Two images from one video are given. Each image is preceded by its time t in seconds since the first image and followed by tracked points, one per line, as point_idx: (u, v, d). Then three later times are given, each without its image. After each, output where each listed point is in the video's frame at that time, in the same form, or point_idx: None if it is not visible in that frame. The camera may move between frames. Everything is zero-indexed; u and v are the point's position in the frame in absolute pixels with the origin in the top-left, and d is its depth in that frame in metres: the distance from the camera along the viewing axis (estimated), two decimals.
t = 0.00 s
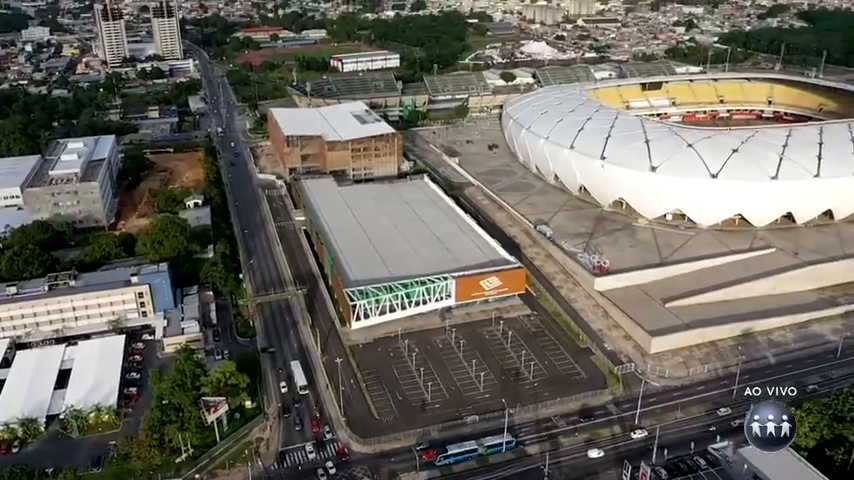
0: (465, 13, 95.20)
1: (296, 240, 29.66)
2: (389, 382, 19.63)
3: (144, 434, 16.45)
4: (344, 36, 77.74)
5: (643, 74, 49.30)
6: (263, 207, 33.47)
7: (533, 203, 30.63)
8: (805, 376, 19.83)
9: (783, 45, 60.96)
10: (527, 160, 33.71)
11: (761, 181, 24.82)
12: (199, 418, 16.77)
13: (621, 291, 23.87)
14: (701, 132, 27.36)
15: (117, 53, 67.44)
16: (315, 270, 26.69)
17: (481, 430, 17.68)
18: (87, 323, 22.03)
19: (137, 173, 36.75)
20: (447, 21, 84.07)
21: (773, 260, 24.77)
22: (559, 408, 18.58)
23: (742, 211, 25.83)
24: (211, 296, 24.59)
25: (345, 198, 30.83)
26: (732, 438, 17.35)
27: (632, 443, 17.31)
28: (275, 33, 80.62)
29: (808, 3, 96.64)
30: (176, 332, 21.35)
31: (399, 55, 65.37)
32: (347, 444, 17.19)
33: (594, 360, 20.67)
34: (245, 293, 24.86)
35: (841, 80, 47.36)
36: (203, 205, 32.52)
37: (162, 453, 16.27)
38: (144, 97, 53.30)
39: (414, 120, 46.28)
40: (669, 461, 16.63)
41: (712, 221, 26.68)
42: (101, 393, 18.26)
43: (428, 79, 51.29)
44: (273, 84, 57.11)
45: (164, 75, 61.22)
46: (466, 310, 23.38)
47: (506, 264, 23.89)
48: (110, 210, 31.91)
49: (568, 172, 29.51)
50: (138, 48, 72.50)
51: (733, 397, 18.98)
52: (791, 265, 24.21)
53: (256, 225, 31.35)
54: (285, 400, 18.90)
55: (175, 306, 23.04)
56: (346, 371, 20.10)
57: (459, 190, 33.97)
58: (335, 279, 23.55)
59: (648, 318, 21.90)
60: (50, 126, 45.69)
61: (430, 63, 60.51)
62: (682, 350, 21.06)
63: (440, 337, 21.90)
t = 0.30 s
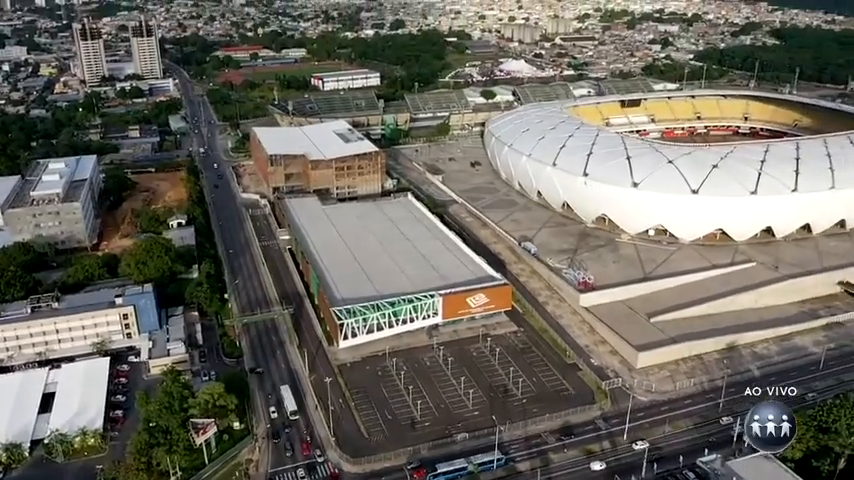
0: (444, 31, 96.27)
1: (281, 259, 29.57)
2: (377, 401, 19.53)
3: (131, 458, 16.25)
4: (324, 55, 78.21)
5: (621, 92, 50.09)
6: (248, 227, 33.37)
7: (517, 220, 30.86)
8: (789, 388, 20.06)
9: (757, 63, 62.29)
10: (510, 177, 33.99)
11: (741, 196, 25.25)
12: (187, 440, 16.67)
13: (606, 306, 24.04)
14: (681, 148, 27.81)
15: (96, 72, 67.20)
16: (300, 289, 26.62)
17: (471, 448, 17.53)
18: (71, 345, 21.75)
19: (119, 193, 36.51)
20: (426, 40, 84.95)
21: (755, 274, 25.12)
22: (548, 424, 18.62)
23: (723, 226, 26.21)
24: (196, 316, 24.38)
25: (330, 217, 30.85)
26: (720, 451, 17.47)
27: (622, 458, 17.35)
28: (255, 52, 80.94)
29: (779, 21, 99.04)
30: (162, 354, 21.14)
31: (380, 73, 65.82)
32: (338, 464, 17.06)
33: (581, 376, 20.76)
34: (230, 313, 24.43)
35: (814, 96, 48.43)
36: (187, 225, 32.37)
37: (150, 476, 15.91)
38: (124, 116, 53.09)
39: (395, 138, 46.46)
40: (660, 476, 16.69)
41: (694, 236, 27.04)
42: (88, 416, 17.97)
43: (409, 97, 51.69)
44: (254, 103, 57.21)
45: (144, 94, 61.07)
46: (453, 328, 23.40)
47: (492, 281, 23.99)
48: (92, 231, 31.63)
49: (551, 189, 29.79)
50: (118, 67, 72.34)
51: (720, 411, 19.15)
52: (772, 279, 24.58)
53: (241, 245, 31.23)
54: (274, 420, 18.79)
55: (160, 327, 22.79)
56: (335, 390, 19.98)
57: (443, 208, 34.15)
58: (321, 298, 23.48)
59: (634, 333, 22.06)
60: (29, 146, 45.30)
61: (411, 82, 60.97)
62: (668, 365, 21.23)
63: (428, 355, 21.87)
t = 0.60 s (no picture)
0: (427, 48, 97.14)
1: (269, 276, 29.49)
2: (369, 417, 19.47)
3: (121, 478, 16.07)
4: (308, 71, 78.54)
5: (604, 107, 50.67)
6: (235, 243, 33.28)
7: (503, 235, 31.03)
8: (777, 399, 20.25)
9: (736, 77, 63.33)
10: (496, 192, 34.21)
11: (725, 210, 25.59)
12: (178, 459, 16.50)
13: (594, 320, 24.17)
14: (665, 162, 28.15)
15: (78, 89, 66.92)
16: (289, 305, 26.51)
17: (463, 464, 17.58)
18: (57, 365, 21.54)
19: (104, 210, 36.29)
20: (410, 55, 85.57)
21: (741, 286, 25.40)
22: (540, 439, 18.64)
23: (708, 239, 26.52)
24: (184, 335, 24.23)
25: (318, 233, 30.83)
26: (710, 464, 17.58)
27: (615, 471, 17.39)
28: (238, 68, 81.09)
29: (756, 36, 100.98)
30: (150, 373, 20.97)
31: (364, 89, 66.13)
32: None
33: (571, 390, 20.84)
34: (219, 331, 24.52)
35: (792, 110, 49.29)
36: (174, 242, 32.21)
37: None
38: (107, 133, 52.87)
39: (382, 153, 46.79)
40: None
41: (680, 249, 27.33)
42: (75, 436, 17.77)
43: (394, 113, 51.98)
44: (238, 119, 57.27)
45: (127, 111, 60.87)
46: (443, 343, 23.40)
47: (480, 296, 24.04)
48: (77, 249, 31.35)
49: (538, 204, 30.00)
50: (100, 84, 72.11)
51: (709, 423, 19.26)
52: (757, 291, 24.87)
53: (228, 262, 31.11)
54: (263, 437, 18.66)
55: (148, 346, 22.60)
56: (326, 407, 19.89)
57: (430, 223, 34.23)
58: (311, 315, 23.40)
59: (622, 346, 22.18)
60: (11, 163, 44.91)
61: (395, 97, 61.31)
62: (657, 378, 21.34)
63: (418, 370, 21.86)
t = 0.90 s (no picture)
0: (411, 63, 97.86)
1: (257, 292, 29.39)
2: (360, 434, 19.38)
3: None
4: (293, 87, 78.84)
5: (587, 122, 51.25)
6: (222, 260, 33.16)
7: (491, 250, 31.17)
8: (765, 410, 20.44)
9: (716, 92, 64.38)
10: (483, 207, 34.40)
11: (710, 223, 25.91)
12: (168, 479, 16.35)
13: (582, 334, 24.28)
14: (650, 176, 28.50)
15: (61, 105, 66.59)
16: (277, 323, 26.39)
17: None
18: (44, 385, 21.30)
19: (90, 227, 36.02)
20: (394, 71, 86.15)
21: (727, 298, 25.66)
22: (532, 453, 18.65)
23: (694, 252, 26.80)
24: (172, 353, 24.05)
25: (306, 249, 30.78)
26: (702, 476, 17.64)
27: None
28: (222, 84, 81.22)
29: (734, 51, 102.80)
30: (139, 391, 20.79)
31: (349, 105, 66.38)
32: None
33: (561, 404, 20.89)
34: (207, 348, 24.34)
35: (772, 124, 50.14)
36: (160, 259, 32.05)
37: None
38: (90, 150, 52.61)
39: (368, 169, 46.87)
40: None
41: (666, 263, 27.59)
42: (64, 457, 17.52)
43: (380, 129, 52.23)
44: (223, 135, 57.24)
45: (111, 127, 60.63)
46: (432, 359, 23.38)
47: (470, 311, 24.08)
48: (63, 267, 31.07)
49: (525, 218, 30.20)
50: (83, 100, 71.84)
51: (699, 435, 19.38)
52: (743, 303, 25.13)
53: (216, 278, 30.97)
54: (254, 455, 18.51)
55: (137, 364, 22.41)
56: (317, 425, 19.78)
57: (418, 238, 34.32)
58: (300, 332, 23.29)
59: (611, 360, 22.28)
60: None
61: (380, 113, 61.57)
62: (646, 390, 21.46)
63: (408, 386, 21.82)
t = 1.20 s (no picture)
0: (395, 77, 98.36)
1: (245, 308, 29.26)
2: (352, 450, 19.27)
3: None
4: (277, 102, 78.91)
5: (571, 135, 51.70)
6: (210, 276, 33.00)
7: (479, 263, 31.27)
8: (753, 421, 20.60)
9: (698, 105, 65.25)
10: (470, 221, 34.54)
11: (696, 235, 26.21)
12: None
13: (571, 347, 24.37)
14: (635, 190, 28.82)
15: (43, 120, 66.14)
16: (266, 339, 26.25)
17: None
18: (31, 403, 21.05)
19: (75, 243, 35.74)
20: (379, 86, 86.54)
21: (713, 310, 25.90)
22: (524, 467, 18.62)
23: (680, 264, 27.07)
24: (160, 370, 23.84)
25: (294, 264, 30.71)
26: None
27: None
28: (207, 98, 81.10)
29: (714, 65, 104.34)
30: (127, 409, 20.59)
31: (334, 119, 66.51)
32: None
33: (552, 417, 20.91)
34: (196, 365, 24.13)
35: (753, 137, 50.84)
36: (147, 275, 31.86)
37: None
38: (74, 165, 52.25)
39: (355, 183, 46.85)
40: None
41: (652, 275, 27.84)
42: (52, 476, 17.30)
43: (366, 143, 52.37)
44: (208, 150, 57.10)
45: (94, 142, 60.26)
46: (422, 374, 23.36)
47: (460, 325, 24.10)
48: (48, 284, 30.76)
49: (512, 232, 30.36)
50: (66, 115, 71.39)
51: (689, 446, 19.47)
52: (729, 314, 25.39)
53: (203, 294, 30.79)
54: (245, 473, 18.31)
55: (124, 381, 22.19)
56: (309, 441, 19.64)
57: (405, 252, 34.36)
58: (290, 347, 23.18)
59: (601, 372, 22.39)
60: None
61: (366, 127, 61.75)
62: (635, 403, 21.55)
63: (399, 401, 21.77)
